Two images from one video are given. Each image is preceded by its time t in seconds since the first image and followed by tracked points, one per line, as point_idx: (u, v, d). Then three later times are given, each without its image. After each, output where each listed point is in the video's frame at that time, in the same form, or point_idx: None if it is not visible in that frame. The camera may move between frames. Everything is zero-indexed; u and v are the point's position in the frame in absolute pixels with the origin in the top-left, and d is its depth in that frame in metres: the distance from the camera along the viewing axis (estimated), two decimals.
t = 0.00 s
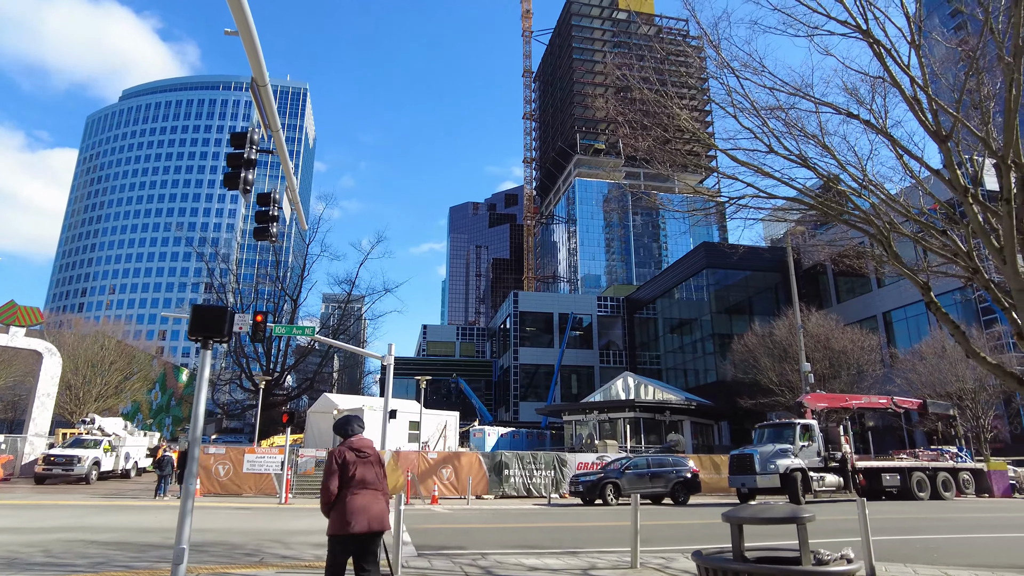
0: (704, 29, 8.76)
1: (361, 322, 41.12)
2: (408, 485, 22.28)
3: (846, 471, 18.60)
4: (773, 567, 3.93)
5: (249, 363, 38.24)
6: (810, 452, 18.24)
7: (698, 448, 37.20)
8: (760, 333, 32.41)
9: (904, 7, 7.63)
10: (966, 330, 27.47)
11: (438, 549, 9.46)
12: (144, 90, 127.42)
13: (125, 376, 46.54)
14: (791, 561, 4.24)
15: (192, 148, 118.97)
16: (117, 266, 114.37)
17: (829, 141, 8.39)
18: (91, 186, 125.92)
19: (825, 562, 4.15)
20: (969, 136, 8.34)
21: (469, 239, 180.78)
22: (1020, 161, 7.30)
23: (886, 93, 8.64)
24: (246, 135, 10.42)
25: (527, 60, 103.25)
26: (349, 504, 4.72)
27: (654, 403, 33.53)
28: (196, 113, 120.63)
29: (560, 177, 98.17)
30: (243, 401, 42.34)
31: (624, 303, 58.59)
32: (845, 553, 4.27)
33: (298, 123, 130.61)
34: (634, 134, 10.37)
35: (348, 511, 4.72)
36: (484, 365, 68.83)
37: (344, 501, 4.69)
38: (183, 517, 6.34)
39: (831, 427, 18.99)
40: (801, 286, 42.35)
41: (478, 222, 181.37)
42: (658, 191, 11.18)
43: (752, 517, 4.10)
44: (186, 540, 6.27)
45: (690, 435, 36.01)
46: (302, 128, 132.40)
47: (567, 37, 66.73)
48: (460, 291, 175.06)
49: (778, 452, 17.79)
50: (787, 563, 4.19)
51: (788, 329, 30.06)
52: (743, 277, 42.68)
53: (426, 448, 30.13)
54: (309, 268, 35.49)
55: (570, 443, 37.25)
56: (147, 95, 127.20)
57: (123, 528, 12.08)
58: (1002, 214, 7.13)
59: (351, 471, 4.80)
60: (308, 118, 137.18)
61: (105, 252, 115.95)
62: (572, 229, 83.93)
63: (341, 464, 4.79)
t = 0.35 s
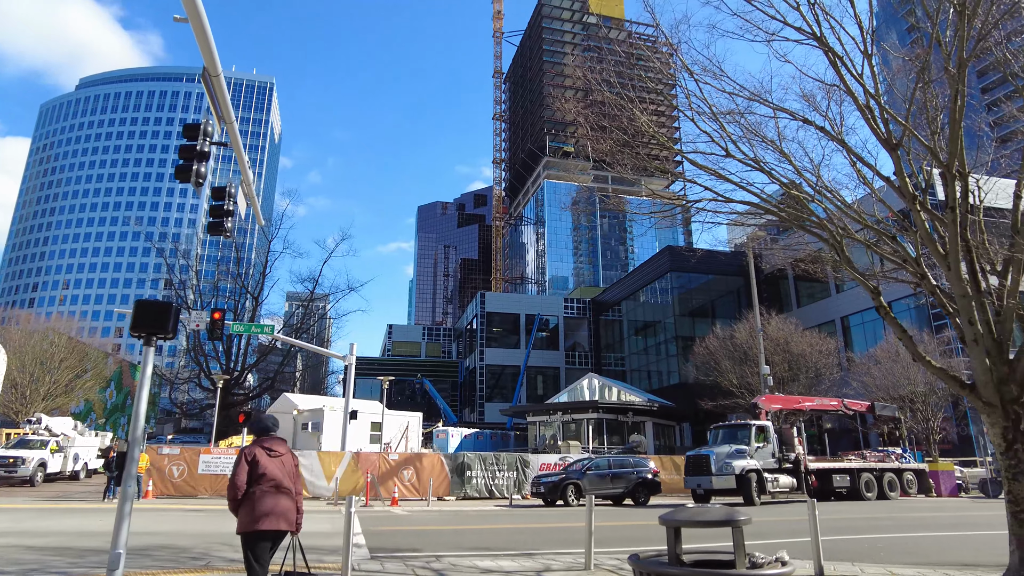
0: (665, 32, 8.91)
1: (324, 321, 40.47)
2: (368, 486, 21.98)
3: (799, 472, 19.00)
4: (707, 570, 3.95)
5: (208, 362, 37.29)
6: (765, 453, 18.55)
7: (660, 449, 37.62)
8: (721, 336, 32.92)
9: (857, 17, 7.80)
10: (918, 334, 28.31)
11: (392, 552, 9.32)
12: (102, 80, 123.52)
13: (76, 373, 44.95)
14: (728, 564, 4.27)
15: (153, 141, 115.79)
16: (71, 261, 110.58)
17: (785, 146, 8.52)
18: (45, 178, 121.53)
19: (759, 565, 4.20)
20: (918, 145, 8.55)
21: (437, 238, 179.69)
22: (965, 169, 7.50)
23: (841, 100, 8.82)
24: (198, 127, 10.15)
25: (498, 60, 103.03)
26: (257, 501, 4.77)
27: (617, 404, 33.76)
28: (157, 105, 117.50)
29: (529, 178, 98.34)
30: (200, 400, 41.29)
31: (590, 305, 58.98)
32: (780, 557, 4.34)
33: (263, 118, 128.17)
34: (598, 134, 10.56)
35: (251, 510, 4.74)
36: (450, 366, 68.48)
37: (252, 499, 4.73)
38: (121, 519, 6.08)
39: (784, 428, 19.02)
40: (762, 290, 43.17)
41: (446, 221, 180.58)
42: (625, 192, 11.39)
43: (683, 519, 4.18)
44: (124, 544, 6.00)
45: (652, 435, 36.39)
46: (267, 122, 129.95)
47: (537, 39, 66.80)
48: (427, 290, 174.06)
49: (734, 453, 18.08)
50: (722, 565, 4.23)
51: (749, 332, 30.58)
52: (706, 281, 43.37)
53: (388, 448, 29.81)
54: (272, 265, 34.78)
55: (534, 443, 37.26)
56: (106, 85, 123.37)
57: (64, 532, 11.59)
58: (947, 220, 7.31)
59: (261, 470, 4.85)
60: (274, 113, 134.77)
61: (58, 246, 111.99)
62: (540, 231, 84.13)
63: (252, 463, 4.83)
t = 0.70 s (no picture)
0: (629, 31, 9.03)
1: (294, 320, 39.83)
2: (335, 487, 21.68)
3: (760, 472, 19.23)
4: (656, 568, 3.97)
5: (173, 360, 36.41)
6: (727, 454, 18.74)
7: (629, 450, 37.85)
8: (690, 338, 33.27)
9: (822, 22, 7.91)
10: (881, 339, 28.93)
11: (354, 553, 9.16)
12: (68, 71, 120.15)
13: (35, 371, 43.48)
14: (675, 563, 4.31)
15: (120, 133, 112.93)
16: (31, 255, 107.24)
17: (751, 149, 8.62)
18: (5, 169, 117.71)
19: (707, 563, 4.24)
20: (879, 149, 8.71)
21: (411, 238, 178.56)
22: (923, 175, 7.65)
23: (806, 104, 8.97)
24: (159, 118, 9.80)
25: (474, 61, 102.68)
26: (178, 501, 4.81)
27: (587, 405, 33.89)
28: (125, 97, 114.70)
29: (504, 179, 98.30)
30: (164, 399, 40.33)
31: (562, 306, 59.19)
32: (729, 555, 4.38)
33: (235, 113, 125.93)
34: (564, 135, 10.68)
35: (170, 510, 4.78)
36: (422, 366, 68.02)
37: (172, 499, 4.79)
38: (65, 521, 5.85)
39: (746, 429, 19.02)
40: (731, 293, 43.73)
41: (421, 221, 179.61)
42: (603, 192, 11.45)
43: (633, 517, 4.23)
44: (68, 546, 5.78)
45: (621, 436, 36.62)
46: (238, 118, 127.79)
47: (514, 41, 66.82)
48: (400, 290, 172.95)
49: (698, 454, 18.23)
50: (670, 564, 4.27)
51: (717, 334, 30.93)
52: (676, 283, 43.88)
53: (356, 449, 29.48)
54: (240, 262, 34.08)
55: (505, 444, 37.18)
56: (71, 76, 120.03)
57: (12, 534, 11.15)
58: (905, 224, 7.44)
59: (183, 470, 4.92)
60: (246, 109, 132.57)
61: (18, 240, 108.53)
62: (515, 232, 84.17)
63: (173, 463, 4.91)
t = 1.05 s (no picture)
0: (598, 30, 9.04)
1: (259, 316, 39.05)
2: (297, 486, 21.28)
3: (718, 472, 19.41)
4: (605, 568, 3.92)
5: (133, 356, 35.34)
6: (685, 453, 18.89)
7: (596, 450, 38.04)
8: (657, 339, 33.57)
9: (787, 27, 7.99)
10: (842, 342, 29.56)
11: (311, 553, 8.95)
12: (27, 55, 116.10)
13: None
14: (627, 562, 4.26)
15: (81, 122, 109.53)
16: None
17: (717, 151, 8.67)
18: None
19: (658, 563, 4.18)
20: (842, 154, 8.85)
21: (382, 236, 176.96)
22: (883, 180, 7.78)
23: (771, 108, 9.08)
24: (114, 103, 9.45)
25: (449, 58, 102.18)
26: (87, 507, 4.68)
27: (554, 404, 33.92)
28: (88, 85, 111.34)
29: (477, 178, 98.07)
30: (122, 396, 39.17)
31: (532, 306, 59.30)
32: (681, 555, 4.31)
33: (202, 104, 123.15)
34: (535, 135, 10.65)
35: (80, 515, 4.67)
36: (390, 365, 67.38)
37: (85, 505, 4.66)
38: None
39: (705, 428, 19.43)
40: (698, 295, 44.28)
41: (391, 218, 178.02)
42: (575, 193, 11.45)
43: (588, 517, 4.21)
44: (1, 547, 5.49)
45: (588, 436, 36.80)
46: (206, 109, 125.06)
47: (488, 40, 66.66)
48: (370, 288, 171.34)
49: (657, 453, 18.34)
50: (621, 564, 4.23)
51: (683, 335, 31.26)
52: (644, 285, 44.28)
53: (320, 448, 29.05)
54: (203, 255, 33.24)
55: (471, 444, 37.04)
56: (31, 61, 116.10)
57: None
58: (865, 227, 7.54)
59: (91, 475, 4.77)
60: (214, 100, 129.76)
61: None
62: (486, 231, 84.03)
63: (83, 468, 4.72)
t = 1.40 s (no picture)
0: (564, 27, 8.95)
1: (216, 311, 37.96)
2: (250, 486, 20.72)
3: (670, 472, 19.65)
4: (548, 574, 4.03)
5: (80, 350, 33.96)
6: (638, 453, 19.07)
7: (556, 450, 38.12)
8: (619, 340, 33.80)
9: (751, 29, 8.02)
10: (799, 345, 30.21)
11: (259, 555, 8.64)
12: None
13: None
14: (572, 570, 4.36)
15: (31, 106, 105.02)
16: None
17: (680, 152, 8.69)
18: None
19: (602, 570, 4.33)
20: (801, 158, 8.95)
21: (345, 232, 174.62)
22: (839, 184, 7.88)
23: (733, 112, 9.13)
24: (56, 83, 8.96)
25: (417, 54, 101.25)
26: None
27: (516, 404, 33.84)
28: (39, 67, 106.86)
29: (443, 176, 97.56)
30: (67, 393, 37.61)
31: (496, 305, 59.24)
32: (625, 565, 4.59)
33: (161, 92, 119.49)
34: (500, 133, 10.53)
35: None
36: (351, 363, 66.46)
37: None
38: None
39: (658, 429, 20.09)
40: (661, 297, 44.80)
41: (356, 215, 175.73)
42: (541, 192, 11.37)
43: (530, 520, 4.28)
44: None
45: (549, 435, 36.84)
46: (167, 98, 121.33)
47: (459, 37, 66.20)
48: (332, 284, 168.95)
49: (610, 453, 18.28)
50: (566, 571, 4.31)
51: (645, 337, 31.54)
52: (608, 286, 44.58)
53: (276, 447, 28.44)
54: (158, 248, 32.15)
55: (432, 443, 36.74)
56: None
57: None
58: (822, 231, 7.62)
59: None
60: (174, 89, 125.99)
61: None
62: (452, 230, 83.80)
63: None
